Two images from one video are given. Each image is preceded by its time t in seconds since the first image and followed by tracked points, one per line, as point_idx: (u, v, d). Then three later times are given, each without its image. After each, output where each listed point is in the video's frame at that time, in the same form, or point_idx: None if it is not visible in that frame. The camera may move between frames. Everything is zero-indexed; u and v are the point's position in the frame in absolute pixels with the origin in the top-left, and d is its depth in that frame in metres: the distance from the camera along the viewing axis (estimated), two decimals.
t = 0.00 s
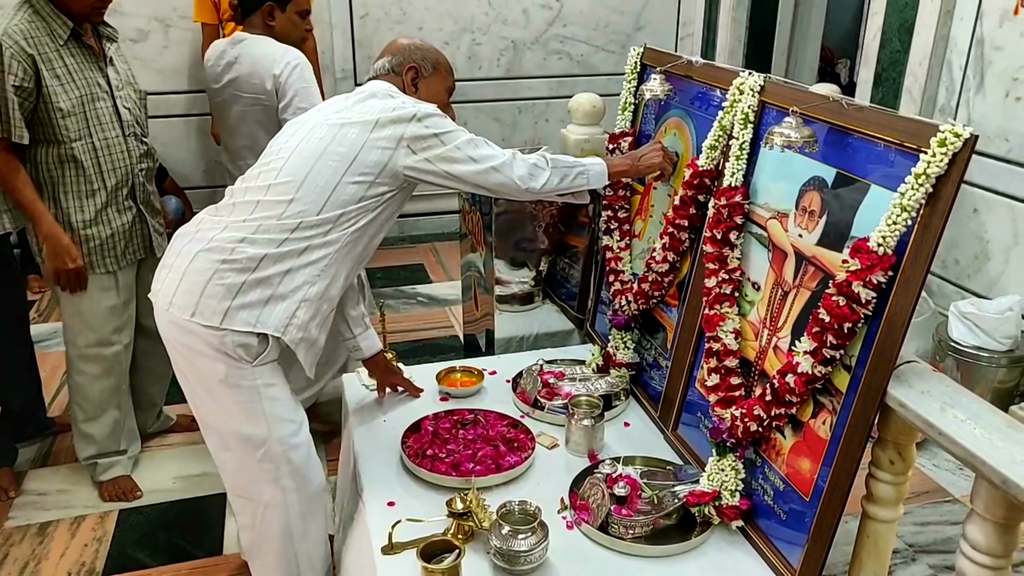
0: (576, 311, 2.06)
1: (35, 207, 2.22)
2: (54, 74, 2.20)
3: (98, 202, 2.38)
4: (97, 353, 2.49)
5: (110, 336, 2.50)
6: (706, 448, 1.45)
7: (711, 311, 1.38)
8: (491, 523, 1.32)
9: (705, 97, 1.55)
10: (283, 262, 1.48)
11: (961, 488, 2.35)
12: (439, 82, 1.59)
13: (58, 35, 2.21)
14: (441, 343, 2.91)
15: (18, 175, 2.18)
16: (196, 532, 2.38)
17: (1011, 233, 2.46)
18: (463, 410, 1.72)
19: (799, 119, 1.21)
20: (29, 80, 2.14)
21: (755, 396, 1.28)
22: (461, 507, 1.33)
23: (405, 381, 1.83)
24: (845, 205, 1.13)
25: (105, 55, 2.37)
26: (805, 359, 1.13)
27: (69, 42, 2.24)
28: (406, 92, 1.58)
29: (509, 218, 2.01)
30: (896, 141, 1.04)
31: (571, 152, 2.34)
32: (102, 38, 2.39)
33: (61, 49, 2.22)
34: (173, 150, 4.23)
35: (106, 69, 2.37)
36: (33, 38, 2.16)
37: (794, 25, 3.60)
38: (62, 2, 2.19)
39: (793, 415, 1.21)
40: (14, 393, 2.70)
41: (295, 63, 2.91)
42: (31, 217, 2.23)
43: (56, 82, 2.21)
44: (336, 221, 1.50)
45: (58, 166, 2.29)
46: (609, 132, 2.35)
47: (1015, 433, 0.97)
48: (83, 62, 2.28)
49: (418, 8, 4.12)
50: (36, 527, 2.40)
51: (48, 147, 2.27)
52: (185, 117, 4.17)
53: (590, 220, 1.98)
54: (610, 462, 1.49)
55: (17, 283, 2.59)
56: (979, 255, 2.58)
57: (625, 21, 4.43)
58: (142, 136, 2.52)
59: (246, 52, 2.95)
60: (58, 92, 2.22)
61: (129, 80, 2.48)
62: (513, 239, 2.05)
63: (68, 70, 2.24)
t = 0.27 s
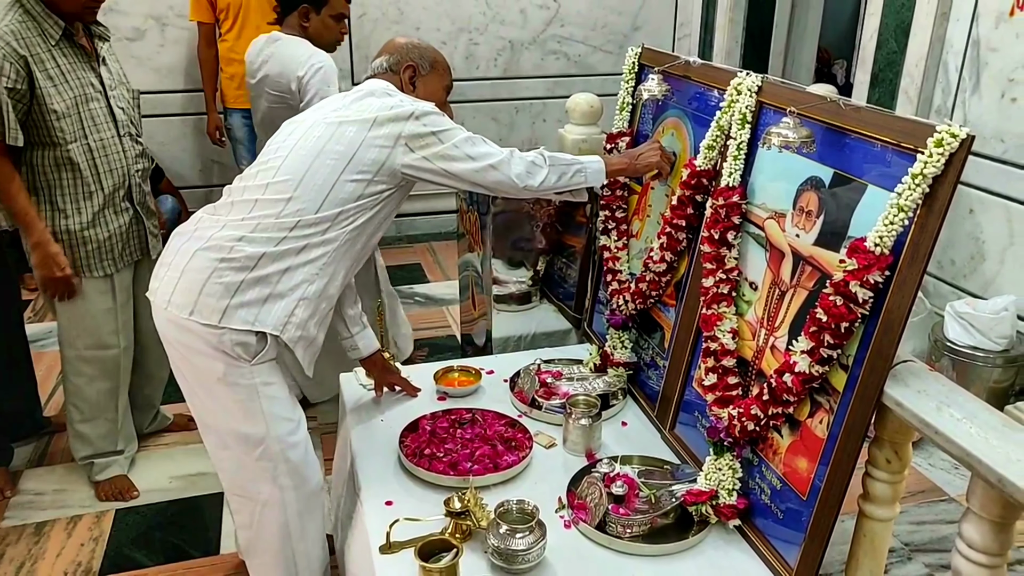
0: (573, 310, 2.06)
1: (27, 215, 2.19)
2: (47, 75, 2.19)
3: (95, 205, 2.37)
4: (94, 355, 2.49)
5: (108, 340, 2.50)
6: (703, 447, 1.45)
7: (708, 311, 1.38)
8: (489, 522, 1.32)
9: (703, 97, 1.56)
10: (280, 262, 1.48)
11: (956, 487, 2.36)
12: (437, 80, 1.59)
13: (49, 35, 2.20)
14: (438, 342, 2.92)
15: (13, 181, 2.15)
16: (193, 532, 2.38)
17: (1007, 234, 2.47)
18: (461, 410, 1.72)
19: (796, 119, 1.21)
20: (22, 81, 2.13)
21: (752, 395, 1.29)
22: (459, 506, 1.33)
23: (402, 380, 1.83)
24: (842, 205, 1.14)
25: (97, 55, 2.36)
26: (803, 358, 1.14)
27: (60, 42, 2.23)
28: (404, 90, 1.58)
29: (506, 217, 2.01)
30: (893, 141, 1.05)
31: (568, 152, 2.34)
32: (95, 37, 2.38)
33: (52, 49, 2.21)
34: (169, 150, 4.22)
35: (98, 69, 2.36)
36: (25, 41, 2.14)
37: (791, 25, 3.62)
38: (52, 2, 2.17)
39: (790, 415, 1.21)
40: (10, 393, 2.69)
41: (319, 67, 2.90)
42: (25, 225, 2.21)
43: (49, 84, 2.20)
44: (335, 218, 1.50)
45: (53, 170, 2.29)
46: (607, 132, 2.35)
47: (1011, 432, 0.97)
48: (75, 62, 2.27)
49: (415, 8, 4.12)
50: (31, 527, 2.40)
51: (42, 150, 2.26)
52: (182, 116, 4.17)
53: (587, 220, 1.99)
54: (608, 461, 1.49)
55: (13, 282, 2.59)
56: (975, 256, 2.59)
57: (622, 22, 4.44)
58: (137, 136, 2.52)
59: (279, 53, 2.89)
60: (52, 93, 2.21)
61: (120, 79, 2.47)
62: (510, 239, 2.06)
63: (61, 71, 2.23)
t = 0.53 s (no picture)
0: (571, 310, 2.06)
1: (20, 218, 2.18)
2: (42, 75, 2.18)
3: (93, 206, 2.37)
4: (92, 355, 2.49)
5: (104, 342, 2.49)
6: (701, 445, 1.46)
7: (706, 310, 1.38)
8: (487, 521, 1.32)
9: (701, 96, 1.56)
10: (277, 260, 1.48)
11: (953, 486, 2.37)
12: (434, 78, 1.58)
13: (45, 35, 2.19)
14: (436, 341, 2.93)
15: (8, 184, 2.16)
16: (191, 531, 2.37)
17: (1004, 234, 2.48)
18: (459, 409, 1.72)
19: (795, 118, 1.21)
20: (18, 82, 2.12)
21: (750, 393, 1.29)
22: (457, 505, 1.33)
23: (399, 379, 1.83)
24: (840, 204, 1.14)
25: (93, 54, 2.35)
26: (800, 357, 1.14)
27: (56, 42, 2.22)
28: (401, 88, 1.57)
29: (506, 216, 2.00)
30: (891, 140, 1.05)
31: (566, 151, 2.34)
32: (92, 37, 2.37)
33: (48, 49, 2.20)
34: (167, 148, 4.22)
35: (95, 69, 2.36)
36: (22, 41, 2.13)
37: (789, 25, 3.64)
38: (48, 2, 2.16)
39: (787, 413, 1.21)
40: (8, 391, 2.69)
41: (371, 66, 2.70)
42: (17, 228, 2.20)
43: (45, 84, 2.19)
44: (333, 216, 1.50)
45: (50, 171, 2.28)
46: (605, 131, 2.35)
47: (1008, 431, 0.98)
48: (71, 62, 2.26)
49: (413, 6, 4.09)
50: (29, 525, 2.39)
51: (38, 151, 2.25)
52: (180, 115, 4.16)
53: (585, 220, 1.99)
54: (605, 460, 1.49)
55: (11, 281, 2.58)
56: (972, 255, 2.60)
57: (620, 21, 4.44)
58: (134, 136, 2.51)
59: (335, 51, 2.75)
60: (48, 94, 2.20)
61: (117, 79, 2.47)
62: (508, 238, 2.02)
63: (56, 71, 2.22)
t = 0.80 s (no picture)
0: (569, 309, 2.06)
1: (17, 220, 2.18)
2: (41, 76, 2.18)
3: (91, 207, 2.37)
4: (90, 356, 2.48)
5: (102, 343, 2.48)
6: (699, 444, 1.46)
7: (704, 308, 1.38)
8: (486, 520, 1.32)
9: (698, 95, 1.56)
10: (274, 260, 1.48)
11: (951, 484, 2.37)
12: (431, 74, 1.58)
13: (44, 36, 2.19)
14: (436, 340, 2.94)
15: (7, 185, 2.16)
16: (190, 531, 2.37)
17: (1001, 232, 2.49)
18: (457, 408, 1.72)
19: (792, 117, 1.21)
20: (16, 83, 2.11)
21: (748, 392, 1.29)
22: (456, 504, 1.33)
23: (398, 378, 1.83)
24: (838, 203, 1.14)
25: (93, 55, 2.35)
26: (798, 355, 1.14)
27: (55, 42, 2.22)
28: (399, 86, 1.57)
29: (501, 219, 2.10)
30: (888, 139, 1.05)
31: (564, 150, 2.34)
32: (91, 38, 2.36)
33: (48, 50, 2.20)
34: (165, 148, 4.22)
35: (94, 70, 2.35)
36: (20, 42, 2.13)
37: (785, 24, 3.66)
38: (46, 2, 2.15)
39: (786, 412, 1.22)
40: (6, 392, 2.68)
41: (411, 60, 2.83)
42: (14, 228, 2.20)
43: (44, 85, 2.18)
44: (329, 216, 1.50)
45: (48, 172, 2.28)
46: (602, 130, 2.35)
47: (1006, 428, 0.98)
48: (71, 63, 2.26)
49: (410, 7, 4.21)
50: (28, 525, 2.39)
51: (37, 151, 2.25)
52: (178, 115, 4.16)
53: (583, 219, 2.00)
54: (604, 459, 1.49)
55: (10, 281, 2.58)
56: (969, 254, 2.61)
57: (617, 20, 4.44)
58: (133, 137, 2.51)
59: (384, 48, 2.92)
60: (47, 95, 2.20)
61: (117, 80, 2.46)
62: (506, 237, 2.15)
63: (56, 72, 2.21)
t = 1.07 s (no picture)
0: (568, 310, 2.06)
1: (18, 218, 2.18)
2: (43, 75, 2.17)
3: (92, 206, 2.37)
4: (90, 355, 2.48)
5: (102, 342, 2.48)
6: (698, 444, 1.46)
7: (703, 309, 1.39)
8: (484, 519, 1.32)
9: (697, 96, 1.56)
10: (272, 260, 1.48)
11: (949, 484, 2.38)
12: (433, 75, 1.54)
13: (47, 36, 2.18)
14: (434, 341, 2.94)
15: (9, 184, 2.16)
16: (188, 531, 2.37)
17: (998, 233, 2.52)
18: (456, 408, 1.73)
19: (791, 118, 1.22)
20: (18, 83, 2.11)
21: (747, 392, 1.29)
22: (454, 504, 1.33)
23: (397, 378, 1.83)
24: (837, 204, 1.14)
25: (96, 55, 2.35)
26: (797, 355, 1.14)
27: (58, 42, 2.21)
28: (398, 83, 1.56)
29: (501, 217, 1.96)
30: (886, 139, 1.06)
31: (563, 151, 2.35)
32: (95, 38, 2.36)
33: (51, 50, 2.19)
34: (164, 148, 4.22)
35: (98, 71, 2.35)
36: (23, 42, 2.12)
37: (783, 25, 3.67)
38: (50, 3, 2.14)
39: (784, 412, 1.22)
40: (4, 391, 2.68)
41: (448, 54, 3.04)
42: (17, 226, 2.21)
43: (46, 84, 2.18)
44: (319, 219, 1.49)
45: (49, 171, 2.28)
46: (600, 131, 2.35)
47: (1004, 429, 0.98)
48: (74, 63, 2.26)
49: (409, 8, 4.27)
50: (26, 525, 2.39)
51: (38, 151, 2.25)
52: (177, 115, 4.16)
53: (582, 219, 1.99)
54: (602, 459, 1.49)
55: (9, 280, 2.57)
56: (967, 255, 2.64)
57: (616, 21, 4.45)
58: (135, 137, 2.50)
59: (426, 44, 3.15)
60: (50, 94, 2.19)
61: (120, 79, 2.46)
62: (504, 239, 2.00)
63: (58, 72, 2.21)
